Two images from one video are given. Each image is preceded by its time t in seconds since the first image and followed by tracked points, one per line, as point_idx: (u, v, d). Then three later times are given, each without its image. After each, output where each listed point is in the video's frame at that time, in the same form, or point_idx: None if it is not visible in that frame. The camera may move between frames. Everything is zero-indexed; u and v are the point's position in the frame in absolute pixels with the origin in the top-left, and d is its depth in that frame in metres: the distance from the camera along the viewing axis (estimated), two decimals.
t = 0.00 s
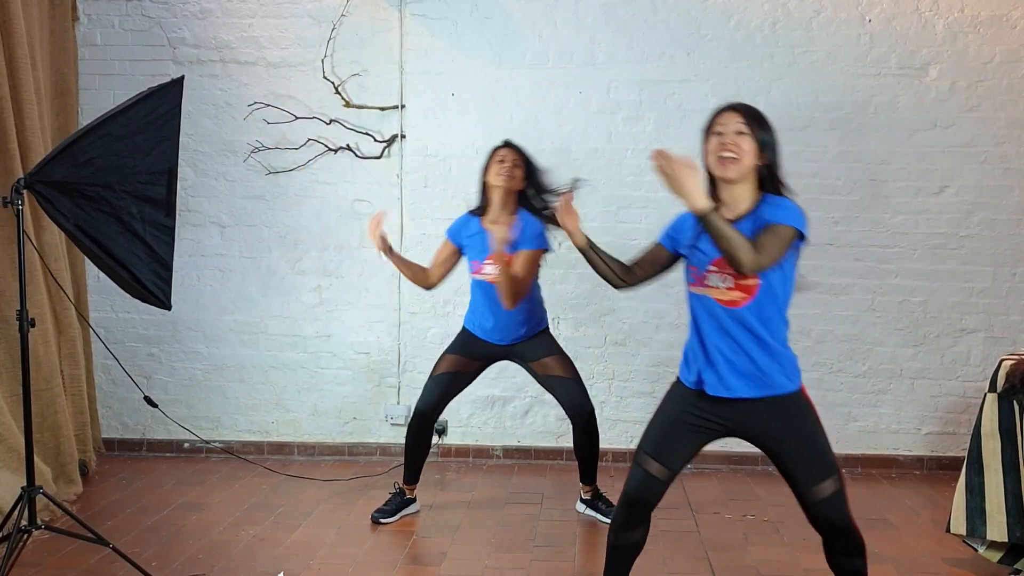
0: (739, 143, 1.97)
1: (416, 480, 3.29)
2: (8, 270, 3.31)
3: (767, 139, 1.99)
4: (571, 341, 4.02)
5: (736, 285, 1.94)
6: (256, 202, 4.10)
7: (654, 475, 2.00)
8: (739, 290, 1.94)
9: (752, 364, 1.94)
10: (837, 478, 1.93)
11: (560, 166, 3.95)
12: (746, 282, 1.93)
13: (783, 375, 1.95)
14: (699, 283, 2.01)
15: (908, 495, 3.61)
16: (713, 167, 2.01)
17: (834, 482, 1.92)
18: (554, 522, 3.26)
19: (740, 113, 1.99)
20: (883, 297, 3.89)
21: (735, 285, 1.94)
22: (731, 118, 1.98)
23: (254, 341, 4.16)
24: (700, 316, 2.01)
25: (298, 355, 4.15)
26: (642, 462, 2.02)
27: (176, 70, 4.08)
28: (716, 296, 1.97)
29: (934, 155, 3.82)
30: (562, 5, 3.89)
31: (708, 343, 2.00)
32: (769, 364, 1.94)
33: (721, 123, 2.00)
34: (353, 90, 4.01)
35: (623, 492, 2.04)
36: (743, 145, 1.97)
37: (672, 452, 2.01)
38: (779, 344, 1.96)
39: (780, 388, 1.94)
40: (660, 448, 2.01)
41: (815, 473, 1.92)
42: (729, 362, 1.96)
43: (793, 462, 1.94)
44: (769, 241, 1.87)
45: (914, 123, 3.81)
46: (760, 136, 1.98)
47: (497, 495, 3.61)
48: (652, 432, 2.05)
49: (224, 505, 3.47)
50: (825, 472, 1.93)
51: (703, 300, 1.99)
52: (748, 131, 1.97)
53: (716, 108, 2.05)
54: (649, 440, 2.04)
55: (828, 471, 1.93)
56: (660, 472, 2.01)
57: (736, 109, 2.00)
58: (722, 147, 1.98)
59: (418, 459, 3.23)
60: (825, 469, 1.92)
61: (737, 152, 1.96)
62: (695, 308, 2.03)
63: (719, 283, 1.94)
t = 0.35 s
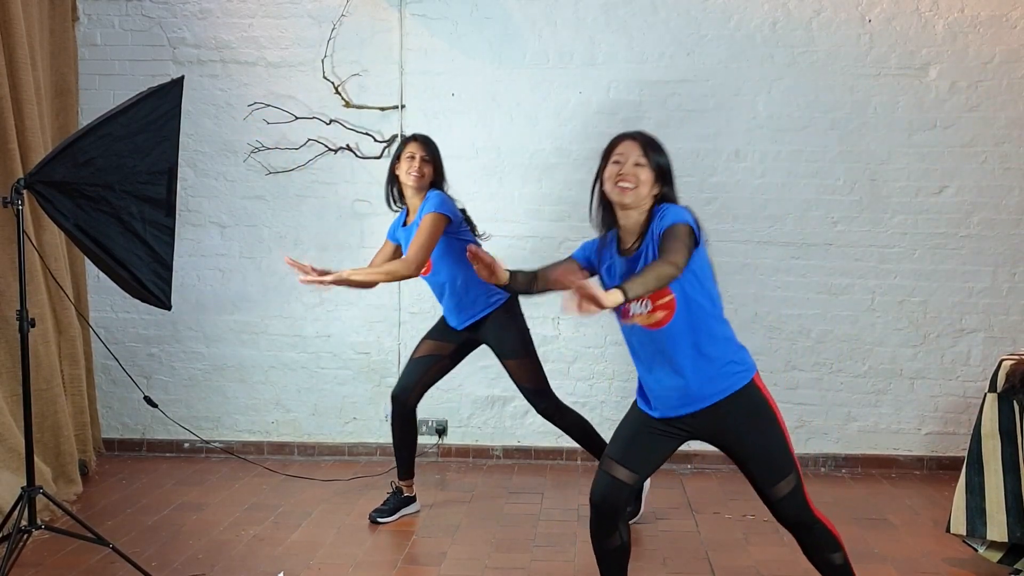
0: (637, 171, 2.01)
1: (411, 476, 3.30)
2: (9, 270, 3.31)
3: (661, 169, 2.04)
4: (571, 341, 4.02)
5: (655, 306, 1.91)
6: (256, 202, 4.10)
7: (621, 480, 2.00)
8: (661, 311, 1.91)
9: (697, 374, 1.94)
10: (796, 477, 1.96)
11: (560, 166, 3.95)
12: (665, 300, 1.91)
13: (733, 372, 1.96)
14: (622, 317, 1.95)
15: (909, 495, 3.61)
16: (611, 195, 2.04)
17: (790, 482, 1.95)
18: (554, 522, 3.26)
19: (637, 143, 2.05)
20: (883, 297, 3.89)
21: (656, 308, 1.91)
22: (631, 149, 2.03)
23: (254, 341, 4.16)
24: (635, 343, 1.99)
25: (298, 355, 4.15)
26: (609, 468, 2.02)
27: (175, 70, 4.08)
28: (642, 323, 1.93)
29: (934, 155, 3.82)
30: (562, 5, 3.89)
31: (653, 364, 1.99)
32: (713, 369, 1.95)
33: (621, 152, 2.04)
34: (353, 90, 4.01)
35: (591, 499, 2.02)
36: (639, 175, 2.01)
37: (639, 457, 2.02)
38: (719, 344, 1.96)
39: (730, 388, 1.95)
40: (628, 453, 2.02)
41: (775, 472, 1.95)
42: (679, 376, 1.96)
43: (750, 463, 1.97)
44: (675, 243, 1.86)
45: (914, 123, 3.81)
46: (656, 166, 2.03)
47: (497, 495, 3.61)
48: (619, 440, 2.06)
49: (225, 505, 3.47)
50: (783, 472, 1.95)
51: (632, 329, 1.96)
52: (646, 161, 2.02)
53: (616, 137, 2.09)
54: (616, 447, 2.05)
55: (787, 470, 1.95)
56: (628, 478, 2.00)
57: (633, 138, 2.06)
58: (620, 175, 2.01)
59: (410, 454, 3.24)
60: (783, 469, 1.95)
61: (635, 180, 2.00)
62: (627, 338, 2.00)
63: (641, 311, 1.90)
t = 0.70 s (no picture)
0: (623, 167, 2.03)
1: (412, 477, 3.28)
2: (8, 271, 3.31)
3: (643, 161, 2.08)
4: (570, 341, 4.02)
5: (670, 293, 1.94)
6: (256, 202, 4.10)
7: (621, 482, 1.99)
8: (675, 297, 1.94)
9: (702, 361, 1.97)
10: (790, 452, 1.98)
11: (560, 166, 3.94)
12: (677, 287, 1.95)
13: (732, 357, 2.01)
14: (632, 310, 1.96)
15: (909, 495, 3.61)
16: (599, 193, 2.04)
17: (788, 457, 1.97)
18: (554, 522, 3.26)
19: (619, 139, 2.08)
20: (883, 297, 3.88)
21: (669, 294, 1.94)
22: (614, 144, 2.07)
23: (254, 341, 4.16)
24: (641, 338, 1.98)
25: (298, 355, 4.15)
26: (608, 471, 2.01)
27: (175, 70, 4.08)
28: (654, 312, 1.95)
29: (934, 155, 3.81)
30: (562, 5, 3.88)
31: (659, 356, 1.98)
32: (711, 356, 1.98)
33: (604, 149, 2.07)
34: (353, 90, 4.00)
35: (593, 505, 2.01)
36: (626, 170, 2.03)
37: (637, 456, 2.00)
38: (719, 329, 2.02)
39: (733, 371, 1.99)
40: (625, 454, 2.01)
41: (771, 451, 1.97)
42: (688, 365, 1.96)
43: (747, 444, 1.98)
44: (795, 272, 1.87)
45: (914, 123, 3.81)
46: (639, 158, 2.07)
47: (497, 495, 3.61)
48: (616, 440, 2.05)
49: (225, 505, 3.47)
50: (780, 447, 1.97)
51: (641, 321, 1.96)
52: (629, 156, 2.06)
53: (593, 135, 2.12)
54: (614, 448, 2.04)
55: (783, 446, 1.97)
56: (629, 478, 2.00)
57: (613, 135, 2.10)
58: (608, 172, 2.03)
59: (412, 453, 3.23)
60: (779, 444, 1.97)
61: (623, 177, 2.03)
62: (632, 333, 1.99)
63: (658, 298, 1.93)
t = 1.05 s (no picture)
0: (724, 143, 1.94)
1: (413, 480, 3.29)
2: (8, 271, 3.31)
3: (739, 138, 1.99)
4: (571, 341, 4.02)
5: (754, 280, 1.96)
6: (256, 202, 4.10)
7: (646, 483, 1.97)
8: (755, 285, 1.97)
9: (757, 357, 1.99)
10: (814, 453, 1.99)
11: (560, 166, 3.94)
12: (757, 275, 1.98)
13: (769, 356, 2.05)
14: (722, 289, 1.93)
15: (909, 495, 3.61)
16: (695, 169, 1.95)
17: (811, 459, 1.98)
18: (554, 522, 3.26)
19: (721, 113, 1.97)
20: (883, 297, 3.88)
21: (753, 281, 1.96)
22: (716, 118, 1.95)
23: (254, 341, 4.15)
24: (718, 322, 1.93)
25: (298, 355, 4.15)
26: (634, 471, 1.98)
27: (175, 70, 4.08)
28: (739, 296, 1.94)
29: (934, 156, 3.81)
30: (562, 5, 3.88)
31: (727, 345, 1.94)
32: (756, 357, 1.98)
33: (704, 123, 1.95)
34: (353, 90, 4.01)
35: (619, 505, 2.01)
36: (728, 148, 1.94)
37: (663, 457, 1.97)
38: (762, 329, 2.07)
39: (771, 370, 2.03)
40: (652, 454, 1.97)
41: (796, 451, 1.97)
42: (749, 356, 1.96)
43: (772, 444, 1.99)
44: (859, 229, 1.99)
45: (914, 123, 3.81)
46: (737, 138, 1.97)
47: (497, 495, 3.61)
48: (641, 438, 2.00)
49: (225, 505, 3.47)
50: (804, 447, 1.98)
51: (726, 303, 1.93)
52: (730, 132, 1.96)
53: (690, 106, 1.99)
54: (639, 447, 2.00)
55: (808, 446, 1.98)
56: (653, 479, 1.97)
57: (713, 107, 1.98)
58: (709, 148, 1.93)
59: (415, 457, 3.23)
60: (803, 445, 1.97)
61: (723, 155, 1.94)
62: (711, 315, 1.93)
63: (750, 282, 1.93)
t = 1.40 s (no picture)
0: (839, 144, 1.94)
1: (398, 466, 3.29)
2: (8, 271, 3.31)
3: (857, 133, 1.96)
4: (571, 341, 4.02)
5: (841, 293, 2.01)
6: (256, 202, 4.09)
7: (678, 475, 2.03)
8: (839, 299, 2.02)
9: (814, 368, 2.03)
10: (841, 459, 2.02)
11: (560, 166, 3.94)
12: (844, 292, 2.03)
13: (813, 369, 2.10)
14: (824, 289, 1.95)
15: (908, 495, 3.61)
16: (811, 172, 1.97)
17: (839, 464, 2.01)
18: (554, 522, 3.26)
19: (833, 112, 1.96)
20: (883, 297, 3.88)
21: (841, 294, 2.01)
22: (829, 118, 1.95)
23: (254, 341, 4.15)
24: (807, 319, 1.95)
25: (298, 355, 4.14)
26: (669, 463, 2.03)
27: (175, 70, 4.08)
28: (830, 304, 1.98)
29: (934, 156, 3.81)
30: (562, 5, 3.88)
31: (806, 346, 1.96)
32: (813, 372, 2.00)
33: (817, 125, 1.96)
34: (353, 90, 4.01)
35: (648, 491, 2.06)
36: (840, 148, 1.94)
37: (698, 452, 2.02)
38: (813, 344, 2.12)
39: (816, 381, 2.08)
40: (688, 448, 2.01)
41: (822, 456, 2.01)
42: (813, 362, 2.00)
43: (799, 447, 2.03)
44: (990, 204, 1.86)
45: (914, 123, 3.81)
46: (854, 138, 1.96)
47: (497, 495, 3.61)
48: (680, 429, 2.03)
49: (225, 506, 3.47)
50: (832, 454, 2.01)
51: (819, 304, 1.95)
52: (845, 131, 1.94)
53: (803, 110, 2.00)
54: (677, 439, 2.03)
55: (837, 452, 2.02)
56: (685, 471, 2.03)
57: (827, 108, 1.97)
58: (823, 151, 1.94)
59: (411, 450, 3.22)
60: (831, 451, 2.01)
61: (837, 156, 1.94)
62: (805, 310, 1.94)
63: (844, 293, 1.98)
